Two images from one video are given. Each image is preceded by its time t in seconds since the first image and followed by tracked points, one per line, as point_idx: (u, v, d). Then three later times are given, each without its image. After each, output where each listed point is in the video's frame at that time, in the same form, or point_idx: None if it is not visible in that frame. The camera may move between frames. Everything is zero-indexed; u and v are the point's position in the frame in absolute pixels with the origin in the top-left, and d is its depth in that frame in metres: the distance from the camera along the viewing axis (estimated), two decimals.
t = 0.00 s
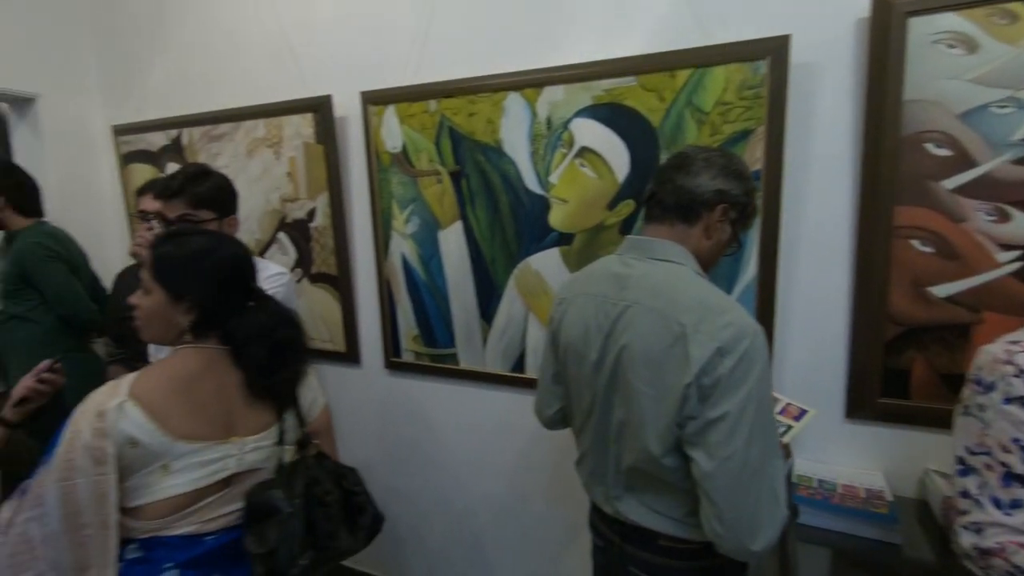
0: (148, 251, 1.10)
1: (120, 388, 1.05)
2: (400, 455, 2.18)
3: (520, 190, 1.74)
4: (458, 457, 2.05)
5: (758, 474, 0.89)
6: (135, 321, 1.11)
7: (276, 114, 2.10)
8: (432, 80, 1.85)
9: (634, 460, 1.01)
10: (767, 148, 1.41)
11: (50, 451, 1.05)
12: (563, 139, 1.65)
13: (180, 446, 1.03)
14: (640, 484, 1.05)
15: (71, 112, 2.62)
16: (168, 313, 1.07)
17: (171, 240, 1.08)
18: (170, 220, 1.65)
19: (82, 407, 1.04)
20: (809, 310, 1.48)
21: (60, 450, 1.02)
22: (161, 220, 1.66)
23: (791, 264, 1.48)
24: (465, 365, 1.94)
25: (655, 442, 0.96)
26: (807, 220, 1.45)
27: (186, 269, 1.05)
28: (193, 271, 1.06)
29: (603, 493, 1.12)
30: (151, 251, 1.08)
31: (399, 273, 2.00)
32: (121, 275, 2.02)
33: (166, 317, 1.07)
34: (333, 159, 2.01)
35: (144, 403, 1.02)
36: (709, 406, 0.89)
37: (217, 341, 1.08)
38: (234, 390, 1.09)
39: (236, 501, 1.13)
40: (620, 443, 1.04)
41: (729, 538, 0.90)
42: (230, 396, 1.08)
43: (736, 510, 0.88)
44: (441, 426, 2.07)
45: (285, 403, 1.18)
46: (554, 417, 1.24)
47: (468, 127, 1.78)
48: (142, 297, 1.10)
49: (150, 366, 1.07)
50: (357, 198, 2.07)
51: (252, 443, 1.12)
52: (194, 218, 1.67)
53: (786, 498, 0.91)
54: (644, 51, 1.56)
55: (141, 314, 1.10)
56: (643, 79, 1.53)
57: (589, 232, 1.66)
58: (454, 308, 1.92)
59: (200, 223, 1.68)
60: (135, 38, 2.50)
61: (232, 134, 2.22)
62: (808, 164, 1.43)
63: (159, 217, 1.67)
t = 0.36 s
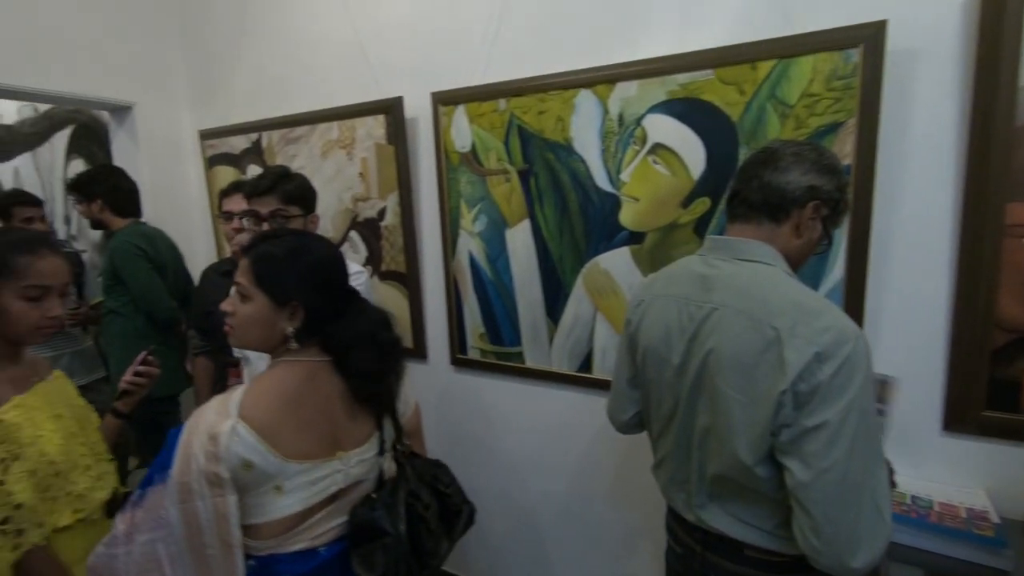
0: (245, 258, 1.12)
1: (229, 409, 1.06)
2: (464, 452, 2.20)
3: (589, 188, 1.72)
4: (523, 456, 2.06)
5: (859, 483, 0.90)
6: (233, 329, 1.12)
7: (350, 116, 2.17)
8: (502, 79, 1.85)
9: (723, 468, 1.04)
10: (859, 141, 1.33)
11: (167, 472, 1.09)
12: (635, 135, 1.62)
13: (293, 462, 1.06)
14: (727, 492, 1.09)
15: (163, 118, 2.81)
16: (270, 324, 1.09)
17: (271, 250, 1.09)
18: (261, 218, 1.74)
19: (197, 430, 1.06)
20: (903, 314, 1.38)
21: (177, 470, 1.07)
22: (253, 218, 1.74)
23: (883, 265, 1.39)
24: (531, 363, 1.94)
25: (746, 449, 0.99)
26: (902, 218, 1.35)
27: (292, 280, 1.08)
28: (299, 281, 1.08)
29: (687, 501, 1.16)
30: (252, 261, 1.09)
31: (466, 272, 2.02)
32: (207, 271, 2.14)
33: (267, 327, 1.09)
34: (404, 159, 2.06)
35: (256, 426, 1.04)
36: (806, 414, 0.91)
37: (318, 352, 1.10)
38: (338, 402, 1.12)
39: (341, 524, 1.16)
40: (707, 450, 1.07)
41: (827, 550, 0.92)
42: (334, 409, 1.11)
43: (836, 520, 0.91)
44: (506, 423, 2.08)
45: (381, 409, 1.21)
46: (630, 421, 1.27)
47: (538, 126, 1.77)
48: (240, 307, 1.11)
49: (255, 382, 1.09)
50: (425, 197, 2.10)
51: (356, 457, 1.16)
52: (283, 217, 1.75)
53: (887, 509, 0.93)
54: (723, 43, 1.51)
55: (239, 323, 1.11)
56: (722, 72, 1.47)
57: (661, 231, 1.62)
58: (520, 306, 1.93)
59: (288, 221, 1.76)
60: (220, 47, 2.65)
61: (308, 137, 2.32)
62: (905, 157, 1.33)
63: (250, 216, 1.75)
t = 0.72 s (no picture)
0: (333, 265, 0.97)
1: (364, 444, 0.87)
2: (525, 448, 2.20)
3: (660, 183, 1.67)
4: (586, 455, 2.03)
5: (967, 501, 0.84)
6: (327, 349, 0.96)
7: (419, 114, 2.21)
8: (571, 74, 1.83)
9: (808, 476, 0.99)
10: (964, 132, 1.23)
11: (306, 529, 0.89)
12: (710, 129, 1.56)
13: (439, 488, 0.93)
14: (811, 503, 1.04)
15: (243, 119, 2.95)
16: (377, 336, 0.95)
17: (369, 253, 0.95)
18: (341, 212, 1.80)
19: (337, 473, 0.86)
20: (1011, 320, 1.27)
21: (323, 525, 0.87)
22: (334, 211, 1.80)
23: (988, 267, 1.28)
24: (596, 361, 1.91)
25: (836, 458, 0.93)
26: (1012, 215, 1.24)
27: (402, 284, 0.96)
28: (408, 284, 0.97)
29: (766, 510, 1.11)
30: (348, 267, 0.95)
31: (531, 268, 2.02)
32: (282, 265, 2.24)
33: (375, 341, 0.95)
34: (471, 156, 2.07)
35: (402, 455, 0.88)
36: (907, 422, 0.86)
37: (428, 364, 0.98)
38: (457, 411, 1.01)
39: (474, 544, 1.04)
40: (790, 456, 1.03)
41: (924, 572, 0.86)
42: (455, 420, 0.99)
43: (937, 539, 0.84)
44: (569, 422, 2.06)
45: (485, 417, 1.10)
46: (702, 425, 1.23)
47: (608, 120, 1.74)
48: (337, 321, 0.95)
49: (374, 407, 0.91)
50: (491, 193, 2.11)
51: (479, 468, 1.04)
52: (361, 211, 1.80)
53: (996, 532, 0.86)
54: (810, 30, 1.42)
55: (339, 340, 0.95)
56: (809, 60, 1.39)
57: (737, 228, 1.55)
58: (586, 304, 1.90)
59: (370, 215, 1.82)
60: (297, 49, 2.75)
61: (378, 135, 2.38)
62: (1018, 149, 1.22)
63: (331, 209, 1.80)
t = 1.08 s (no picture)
0: (463, 253, 0.93)
1: (524, 440, 0.82)
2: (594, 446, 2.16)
3: (746, 177, 1.59)
4: (657, 456, 1.97)
5: None
6: (460, 341, 0.89)
7: (494, 109, 2.21)
8: (652, 65, 1.77)
9: (917, 492, 0.91)
10: None
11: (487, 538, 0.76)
12: (804, 118, 1.46)
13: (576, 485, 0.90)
14: (919, 523, 0.95)
15: (325, 118, 3.08)
16: (510, 329, 0.92)
17: (511, 243, 0.94)
18: (439, 206, 1.68)
19: (508, 472, 0.78)
20: None
21: (507, 530, 0.77)
22: (432, 206, 1.67)
23: None
24: (671, 362, 1.85)
25: (955, 474, 0.85)
26: None
27: (539, 278, 0.95)
28: (540, 278, 0.96)
29: (865, 528, 1.03)
30: (488, 256, 0.91)
31: (605, 264, 1.98)
32: (359, 258, 2.31)
33: (508, 334, 0.92)
34: (545, 150, 2.05)
35: (556, 451, 0.84)
36: None
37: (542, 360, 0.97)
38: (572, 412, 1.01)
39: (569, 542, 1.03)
40: (897, 470, 0.94)
41: None
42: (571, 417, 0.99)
43: None
44: (639, 421, 2.01)
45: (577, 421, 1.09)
46: (791, 431, 1.16)
47: (691, 111, 1.67)
48: (472, 311, 0.90)
49: (518, 404, 0.86)
50: (565, 188, 2.09)
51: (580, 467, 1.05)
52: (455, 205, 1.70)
53: None
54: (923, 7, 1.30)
55: (473, 333, 0.89)
56: (922, 41, 1.28)
57: (831, 224, 1.44)
58: (662, 302, 1.84)
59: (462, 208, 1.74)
60: (376, 49, 2.84)
61: (453, 131, 2.41)
62: None
63: (428, 203, 1.67)
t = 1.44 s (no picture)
0: (545, 243, 0.91)
1: (614, 413, 0.82)
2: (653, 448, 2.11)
3: (828, 171, 1.50)
4: (719, 461, 1.90)
5: None
6: (548, 327, 0.87)
7: (558, 103, 2.19)
8: (725, 54, 1.70)
9: None
10: None
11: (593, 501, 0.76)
12: (896, 108, 1.36)
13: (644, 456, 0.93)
14: None
15: (390, 115, 3.15)
16: (589, 315, 0.91)
17: (589, 231, 0.93)
18: (511, 200, 1.69)
19: (604, 440, 0.78)
20: None
21: (611, 494, 0.77)
22: (504, 201, 1.69)
23: None
24: (739, 364, 1.78)
25: None
26: None
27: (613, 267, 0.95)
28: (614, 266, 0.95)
29: (962, 552, 0.97)
30: (571, 243, 0.90)
31: (670, 261, 1.92)
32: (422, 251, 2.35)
33: (588, 319, 0.91)
34: (610, 144, 2.01)
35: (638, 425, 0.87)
36: None
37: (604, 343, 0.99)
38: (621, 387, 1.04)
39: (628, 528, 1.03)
40: (1004, 491, 0.89)
41: None
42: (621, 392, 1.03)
43: None
44: (700, 424, 1.95)
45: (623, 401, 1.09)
46: (876, 444, 1.08)
47: (768, 102, 1.59)
48: (557, 296, 0.88)
49: (600, 381, 0.86)
50: (629, 183, 2.04)
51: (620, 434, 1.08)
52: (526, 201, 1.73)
53: None
54: None
55: (563, 318, 0.87)
56: None
57: (924, 222, 1.34)
58: (731, 302, 1.77)
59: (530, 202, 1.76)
60: (441, 45, 2.87)
61: (516, 126, 2.40)
62: None
63: (501, 198, 1.68)
